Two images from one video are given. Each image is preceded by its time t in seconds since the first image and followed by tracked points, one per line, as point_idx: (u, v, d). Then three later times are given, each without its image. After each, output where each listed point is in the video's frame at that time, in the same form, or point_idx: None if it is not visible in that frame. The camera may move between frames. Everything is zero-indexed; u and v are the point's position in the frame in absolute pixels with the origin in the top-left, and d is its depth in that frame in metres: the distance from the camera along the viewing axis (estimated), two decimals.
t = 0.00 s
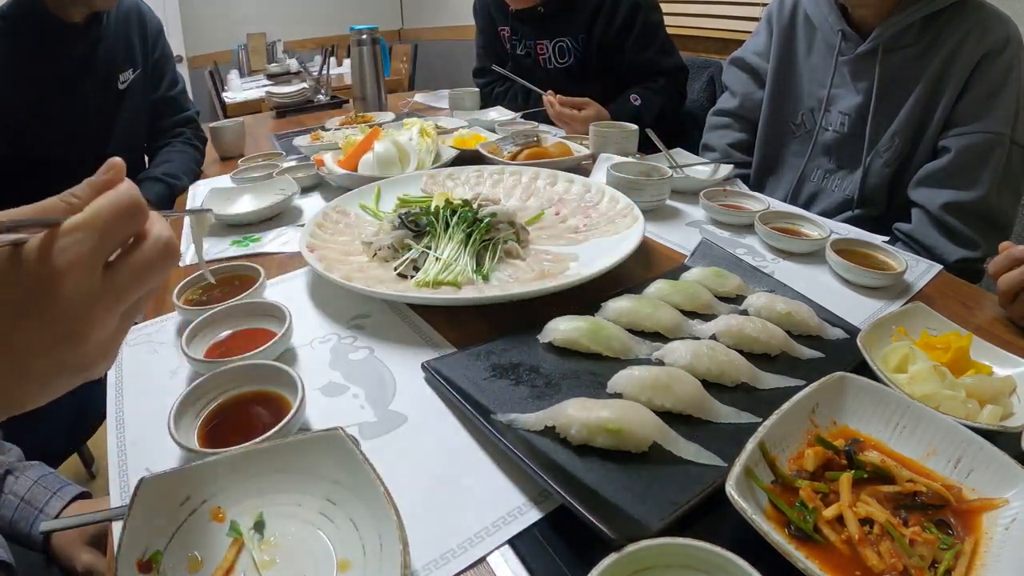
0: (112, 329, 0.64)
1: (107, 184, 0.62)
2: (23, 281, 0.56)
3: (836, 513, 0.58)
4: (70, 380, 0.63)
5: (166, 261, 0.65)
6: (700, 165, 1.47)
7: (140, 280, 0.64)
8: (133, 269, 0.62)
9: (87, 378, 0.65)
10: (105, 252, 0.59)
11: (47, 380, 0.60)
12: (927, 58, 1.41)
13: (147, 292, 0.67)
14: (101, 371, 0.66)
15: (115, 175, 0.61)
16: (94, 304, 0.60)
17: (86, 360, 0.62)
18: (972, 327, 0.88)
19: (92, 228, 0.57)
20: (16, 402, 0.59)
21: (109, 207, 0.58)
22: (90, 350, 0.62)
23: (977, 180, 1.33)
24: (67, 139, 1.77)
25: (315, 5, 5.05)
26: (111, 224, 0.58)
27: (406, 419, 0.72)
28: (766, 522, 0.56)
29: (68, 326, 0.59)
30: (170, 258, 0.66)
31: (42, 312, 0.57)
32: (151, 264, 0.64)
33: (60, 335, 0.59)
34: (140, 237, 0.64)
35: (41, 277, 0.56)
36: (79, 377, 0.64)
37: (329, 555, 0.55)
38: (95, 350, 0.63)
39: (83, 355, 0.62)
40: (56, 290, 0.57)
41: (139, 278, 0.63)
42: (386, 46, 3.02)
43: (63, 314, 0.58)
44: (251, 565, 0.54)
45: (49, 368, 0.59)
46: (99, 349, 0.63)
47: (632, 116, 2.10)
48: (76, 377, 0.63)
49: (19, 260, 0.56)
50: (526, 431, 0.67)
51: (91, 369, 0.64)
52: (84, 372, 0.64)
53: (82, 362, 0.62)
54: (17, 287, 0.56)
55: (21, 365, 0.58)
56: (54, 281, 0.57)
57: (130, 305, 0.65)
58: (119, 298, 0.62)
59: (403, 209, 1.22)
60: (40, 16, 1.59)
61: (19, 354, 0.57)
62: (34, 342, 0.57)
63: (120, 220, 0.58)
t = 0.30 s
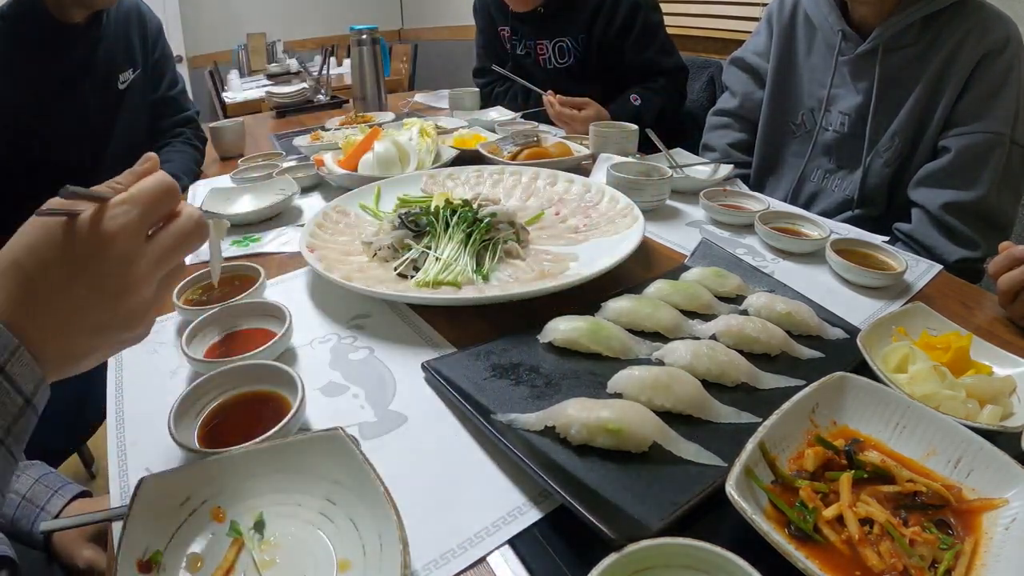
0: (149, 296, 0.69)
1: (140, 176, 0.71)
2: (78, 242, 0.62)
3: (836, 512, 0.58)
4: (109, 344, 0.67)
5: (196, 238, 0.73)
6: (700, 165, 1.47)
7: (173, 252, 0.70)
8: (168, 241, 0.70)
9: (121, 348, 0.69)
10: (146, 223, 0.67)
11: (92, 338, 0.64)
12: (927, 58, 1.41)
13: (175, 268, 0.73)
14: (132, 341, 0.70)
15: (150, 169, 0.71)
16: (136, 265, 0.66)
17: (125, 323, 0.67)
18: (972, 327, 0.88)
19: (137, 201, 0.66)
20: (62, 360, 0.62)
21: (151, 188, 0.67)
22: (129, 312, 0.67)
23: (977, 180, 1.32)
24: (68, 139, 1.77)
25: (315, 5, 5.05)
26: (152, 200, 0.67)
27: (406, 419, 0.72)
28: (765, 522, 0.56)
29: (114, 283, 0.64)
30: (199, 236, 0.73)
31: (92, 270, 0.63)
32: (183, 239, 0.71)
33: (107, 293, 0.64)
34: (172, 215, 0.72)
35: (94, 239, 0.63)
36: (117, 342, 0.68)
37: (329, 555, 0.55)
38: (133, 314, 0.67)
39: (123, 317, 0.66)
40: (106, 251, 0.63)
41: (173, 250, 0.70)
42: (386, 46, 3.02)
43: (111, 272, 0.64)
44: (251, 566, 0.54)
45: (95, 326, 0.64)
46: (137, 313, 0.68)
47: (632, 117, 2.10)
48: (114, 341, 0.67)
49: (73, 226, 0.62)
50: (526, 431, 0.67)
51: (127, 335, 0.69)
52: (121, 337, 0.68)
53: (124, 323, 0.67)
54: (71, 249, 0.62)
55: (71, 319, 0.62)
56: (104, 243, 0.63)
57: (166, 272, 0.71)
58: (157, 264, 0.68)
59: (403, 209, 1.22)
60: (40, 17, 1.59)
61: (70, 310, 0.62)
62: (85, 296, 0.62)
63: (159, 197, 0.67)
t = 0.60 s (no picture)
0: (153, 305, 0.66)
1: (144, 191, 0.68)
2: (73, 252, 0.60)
3: (836, 512, 0.58)
4: (117, 357, 0.64)
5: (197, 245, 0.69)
6: (700, 165, 1.47)
7: (175, 260, 0.66)
8: (168, 247, 0.66)
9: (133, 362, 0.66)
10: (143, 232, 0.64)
11: (97, 350, 0.61)
12: (927, 58, 1.41)
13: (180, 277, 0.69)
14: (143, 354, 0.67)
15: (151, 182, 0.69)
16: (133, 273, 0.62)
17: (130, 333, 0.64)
18: (972, 327, 0.88)
19: (130, 209, 0.63)
20: (67, 375, 0.60)
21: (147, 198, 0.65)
22: (130, 322, 0.63)
23: (977, 180, 1.33)
24: (68, 139, 1.77)
25: (315, 5, 5.06)
26: (146, 207, 0.64)
27: (406, 419, 0.72)
28: (765, 522, 0.56)
29: (108, 291, 0.61)
30: (202, 243, 0.69)
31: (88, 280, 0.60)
32: (185, 246, 0.67)
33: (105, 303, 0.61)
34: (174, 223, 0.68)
35: (89, 249, 0.60)
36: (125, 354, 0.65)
37: (329, 555, 0.55)
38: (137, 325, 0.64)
39: (124, 326, 0.63)
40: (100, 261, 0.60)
41: (174, 257, 0.66)
42: (385, 46, 3.02)
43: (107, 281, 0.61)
44: (251, 565, 0.54)
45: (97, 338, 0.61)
46: (140, 322, 0.64)
47: (632, 117, 2.10)
48: (122, 354, 0.64)
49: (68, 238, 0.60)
50: (526, 431, 0.67)
51: (135, 347, 0.65)
52: (128, 349, 0.65)
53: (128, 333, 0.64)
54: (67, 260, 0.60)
55: (70, 332, 0.60)
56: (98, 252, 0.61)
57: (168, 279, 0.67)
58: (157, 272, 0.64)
59: (403, 209, 1.22)
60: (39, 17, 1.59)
61: (70, 322, 0.59)
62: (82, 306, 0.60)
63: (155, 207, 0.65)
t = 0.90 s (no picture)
0: (141, 328, 0.59)
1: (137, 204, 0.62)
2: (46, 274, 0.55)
3: (836, 513, 0.58)
4: (108, 387, 0.59)
5: (189, 261, 0.60)
6: (700, 165, 1.47)
7: (164, 281, 0.59)
8: (157, 266, 0.58)
9: (128, 390, 0.61)
10: (127, 250, 0.58)
11: (80, 379, 0.57)
12: (927, 58, 1.41)
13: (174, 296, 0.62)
14: (141, 381, 0.62)
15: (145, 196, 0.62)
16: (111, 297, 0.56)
17: (117, 359, 0.58)
18: (973, 327, 0.88)
19: (109, 228, 0.56)
20: (55, 406, 0.56)
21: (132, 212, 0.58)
22: (115, 350, 0.57)
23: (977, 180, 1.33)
24: (68, 139, 1.77)
25: (315, 5, 5.06)
26: (127, 225, 0.57)
27: (406, 419, 0.72)
28: (766, 522, 0.55)
29: (86, 319, 0.55)
30: (196, 260, 0.61)
31: (60, 305, 0.55)
32: (175, 264, 0.59)
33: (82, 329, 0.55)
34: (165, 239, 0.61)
35: (62, 271, 0.55)
36: (116, 382, 0.59)
37: (330, 555, 0.55)
38: (121, 351, 0.58)
39: (107, 355, 0.57)
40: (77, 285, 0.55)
41: (162, 277, 0.59)
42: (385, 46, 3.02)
43: (82, 305, 0.55)
44: (252, 566, 0.54)
45: (76, 367, 0.56)
46: (126, 347, 0.58)
47: (632, 117, 2.10)
48: (112, 382, 0.59)
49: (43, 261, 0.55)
50: (526, 431, 0.67)
51: (127, 374, 0.60)
52: (119, 375, 0.59)
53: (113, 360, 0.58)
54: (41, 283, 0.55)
55: (45, 360, 0.55)
56: (72, 275, 0.55)
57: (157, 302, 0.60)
58: (142, 293, 0.57)
59: (403, 209, 1.22)
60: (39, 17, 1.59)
61: (46, 349, 0.55)
62: (56, 332, 0.55)
63: (139, 223, 0.58)
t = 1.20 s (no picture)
0: (148, 354, 0.58)
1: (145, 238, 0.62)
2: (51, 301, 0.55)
3: (836, 513, 0.58)
4: (113, 414, 0.57)
5: (196, 288, 0.59)
6: (700, 165, 1.47)
7: (172, 307, 0.58)
8: (162, 292, 0.57)
9: (135, 417, 0.59)
10: (133, 278, 0.58)
11: (85, 406, 0.56)
12: (927, 58, 1.41)
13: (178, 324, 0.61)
14: (149, 409, 0.60)
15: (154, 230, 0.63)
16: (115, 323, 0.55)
17: (122, 387, 0.57)
18: (973, 327, 0.88)
19: (117, 255, 0.57)
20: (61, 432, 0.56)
21: (138, 244, 0.58)
22: (120, 377, 0.56)
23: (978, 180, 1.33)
24: (68, 139, 1.77)
25: (315, 5, 5.05)
26: (135, 253, 0.58)
27: (407, 419, 0.72)
28: (765, 522, 0.56)
29: (90, 345, 0.54)
30: (203, 287, 0.60)
31: (64, 332, 0.54)
32: (180, 289, 0.58)
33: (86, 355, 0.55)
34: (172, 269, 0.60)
35: (67, 298, 0.55)
36: (122, 410, 0.58)
37: (329, 555, 0.55)
38: (127, 378, 0.57)
39: (111, 382, 0.56)
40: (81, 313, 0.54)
41: (169, 303, 0.57)
42: (385, 46, 3.02)
43: (86, 332, 0.54)
44: (251, 566, 0.54)
45: (81, 394, 0.55)
46: (131, 374, 0.57)
47: (632, 117, 2.10)
48: (119, 410, 0.58)
49: (49, 289, 0.55)
50: (526, 431, 0.67)
51: (134, 401, 0.58)
52: (125, 403, 0.58)
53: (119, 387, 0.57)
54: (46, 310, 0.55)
55: (49, 386, 0.54)
56: (77, 302, 0.55)
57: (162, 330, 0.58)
58: (147, 319, 0.56)
59: (403, 209, 1.22)
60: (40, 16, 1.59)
61: (50, 376, 0.54)
62: (60, 358, 0.54)
63: (144, 252, 0.58)
